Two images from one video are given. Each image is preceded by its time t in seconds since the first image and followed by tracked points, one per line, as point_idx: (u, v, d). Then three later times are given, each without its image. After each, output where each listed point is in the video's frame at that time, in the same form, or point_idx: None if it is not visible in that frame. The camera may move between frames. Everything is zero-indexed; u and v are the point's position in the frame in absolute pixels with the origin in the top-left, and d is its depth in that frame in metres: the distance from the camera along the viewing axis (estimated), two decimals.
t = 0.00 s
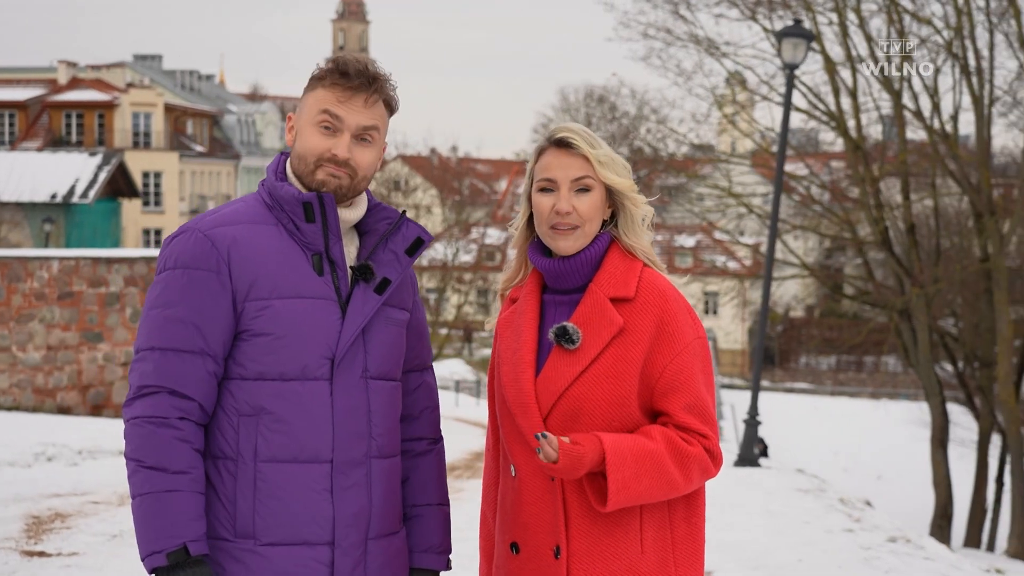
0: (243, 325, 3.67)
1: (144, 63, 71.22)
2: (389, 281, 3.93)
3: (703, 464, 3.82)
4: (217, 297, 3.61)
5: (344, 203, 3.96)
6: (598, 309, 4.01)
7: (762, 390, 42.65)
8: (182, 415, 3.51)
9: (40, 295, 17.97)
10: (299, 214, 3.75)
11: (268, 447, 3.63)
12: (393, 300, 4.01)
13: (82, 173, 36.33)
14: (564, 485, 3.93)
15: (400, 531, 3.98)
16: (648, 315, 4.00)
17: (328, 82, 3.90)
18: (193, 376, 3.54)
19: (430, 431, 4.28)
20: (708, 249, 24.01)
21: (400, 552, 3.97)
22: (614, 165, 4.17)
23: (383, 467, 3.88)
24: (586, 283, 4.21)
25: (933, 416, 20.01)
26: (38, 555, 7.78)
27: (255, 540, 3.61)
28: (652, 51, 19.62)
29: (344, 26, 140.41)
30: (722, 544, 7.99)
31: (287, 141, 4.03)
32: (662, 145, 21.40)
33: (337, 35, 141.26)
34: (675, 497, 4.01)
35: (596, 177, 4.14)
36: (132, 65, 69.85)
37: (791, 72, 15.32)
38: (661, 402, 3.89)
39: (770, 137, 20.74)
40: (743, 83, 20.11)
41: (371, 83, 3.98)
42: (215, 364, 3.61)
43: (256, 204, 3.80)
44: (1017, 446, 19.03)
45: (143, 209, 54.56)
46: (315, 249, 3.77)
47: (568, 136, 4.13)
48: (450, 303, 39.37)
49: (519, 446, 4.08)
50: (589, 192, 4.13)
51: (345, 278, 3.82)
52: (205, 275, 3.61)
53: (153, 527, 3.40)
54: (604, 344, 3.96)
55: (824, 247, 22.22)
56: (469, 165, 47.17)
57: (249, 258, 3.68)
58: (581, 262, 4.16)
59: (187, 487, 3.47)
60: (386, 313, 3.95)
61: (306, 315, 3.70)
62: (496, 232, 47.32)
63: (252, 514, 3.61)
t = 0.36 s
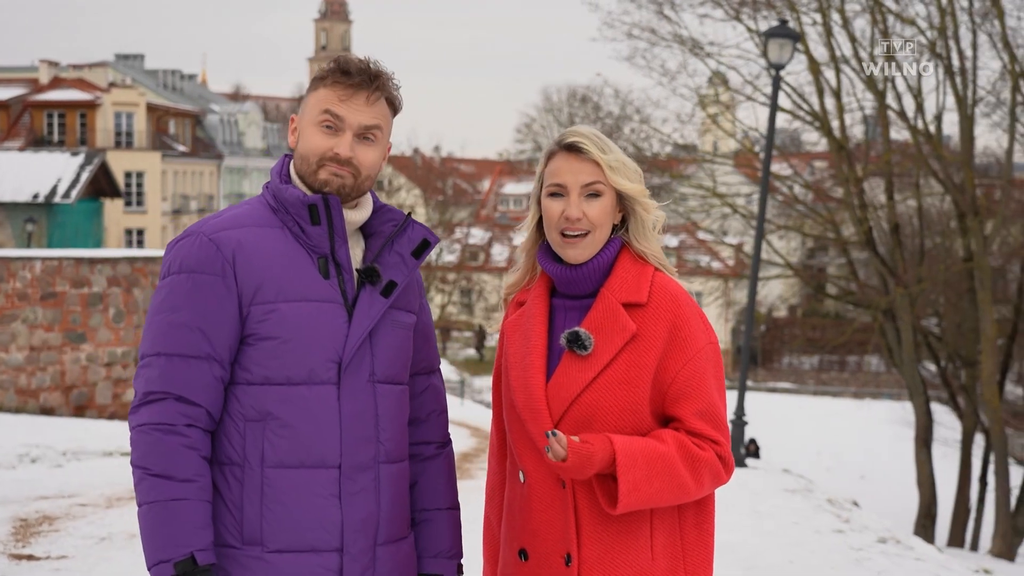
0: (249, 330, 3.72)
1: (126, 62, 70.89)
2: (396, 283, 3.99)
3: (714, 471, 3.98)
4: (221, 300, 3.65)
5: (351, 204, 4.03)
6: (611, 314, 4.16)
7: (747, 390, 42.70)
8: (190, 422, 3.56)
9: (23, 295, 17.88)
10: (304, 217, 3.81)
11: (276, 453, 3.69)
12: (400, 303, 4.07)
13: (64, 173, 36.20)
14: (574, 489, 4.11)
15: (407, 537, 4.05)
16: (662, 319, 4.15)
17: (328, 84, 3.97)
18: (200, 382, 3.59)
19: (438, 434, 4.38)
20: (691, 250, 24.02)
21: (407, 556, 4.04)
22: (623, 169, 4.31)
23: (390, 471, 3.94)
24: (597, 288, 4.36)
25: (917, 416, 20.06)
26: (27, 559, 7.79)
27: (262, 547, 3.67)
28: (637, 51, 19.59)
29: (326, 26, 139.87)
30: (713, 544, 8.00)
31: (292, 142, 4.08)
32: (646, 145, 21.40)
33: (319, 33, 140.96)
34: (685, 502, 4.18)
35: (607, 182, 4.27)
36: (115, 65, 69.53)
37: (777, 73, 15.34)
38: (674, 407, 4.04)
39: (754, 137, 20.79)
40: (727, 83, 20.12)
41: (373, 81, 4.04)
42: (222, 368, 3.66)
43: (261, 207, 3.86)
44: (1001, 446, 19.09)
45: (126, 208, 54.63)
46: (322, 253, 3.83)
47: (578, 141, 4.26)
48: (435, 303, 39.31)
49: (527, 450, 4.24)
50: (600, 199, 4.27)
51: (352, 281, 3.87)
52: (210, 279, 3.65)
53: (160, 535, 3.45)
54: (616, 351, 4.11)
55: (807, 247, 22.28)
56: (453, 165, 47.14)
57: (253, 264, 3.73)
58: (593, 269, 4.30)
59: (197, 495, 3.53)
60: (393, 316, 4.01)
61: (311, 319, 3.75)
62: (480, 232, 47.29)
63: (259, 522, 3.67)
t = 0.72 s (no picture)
0: (262, 336, 3.83)
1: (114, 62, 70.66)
2: (410, 287, 4.10)
3: (737, 479, 4.04)
4: (235, 306, 3.77)
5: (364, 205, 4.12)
6: (638, 317, 4.22)
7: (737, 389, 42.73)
8: (202, 429, 3.68)
9: (12, 296, 18.50)
10: (318, 221, 3.92)
11: (291, 460, 3.81)
12: (414, 306, 4.17)
13: (52, 173, 36.00)
14: (597, 496, 4.18)
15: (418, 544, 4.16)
16: (691, 323, 4.22)
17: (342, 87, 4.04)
18: (213, 388, 3.71)
19: (446, 439, 4.44)
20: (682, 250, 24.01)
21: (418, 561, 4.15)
22: (655, 170, 4.37)
23: (403, 479, 4.05)
24: (624, 289, 4.42)
25: (908, 415, 20.08)
26: (23, 562, 7.76)
27: (276, 555, 3.79)
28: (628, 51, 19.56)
29: (314, 24, 139.53)
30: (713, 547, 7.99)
31: (303, 145, 4.17)
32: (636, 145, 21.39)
33: (306, 31, 140.78)
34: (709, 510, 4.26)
35: (638, 182, 4.33)
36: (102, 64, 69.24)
37: (769, 73, 15.32)
38: (701, 411, 4.12)
39: (743, 137, 20.78)
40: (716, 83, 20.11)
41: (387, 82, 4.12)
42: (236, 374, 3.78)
43: (274, 210, 3.96)
44: (991, 446, 19.10)
45: (114, 208, 55.24)
46: (336, 257, 3.94)
47: (610, 140, 4.32)
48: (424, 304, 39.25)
49: (548, 453, 4.33)
50: (629, 199, 4.32)
51: (366, 285, 3.99)
52: (224, 283, 3.77)
53: (173, 542, 3.58)
54: (643, 355, 4.18)
55: (797, 247, 22.31)
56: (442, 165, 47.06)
57: (267, 270, 3.84)
58: (621, 270, 4.35)
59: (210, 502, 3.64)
60: (406, 320, 4.11)
61: (326, 326, 3.87)
62: (469, 231, 47.23)
63: (272, 531, 3.78)
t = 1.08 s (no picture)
0: (274, 341, 3.83)
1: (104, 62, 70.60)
2: (421, 290, 4.07)
3: (762, 486, 3.97)
4: (247, 311, 3.77)
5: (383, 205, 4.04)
6: (678, 318, 4.20)
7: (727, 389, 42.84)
8: (215, 436, 3.68)
9: (4, 296, 19.00)
10: (330, 224, 3.91)
11: (304, 466, 3.79)
12: (425, 310, 4.15)
13: (43, 173, 35.84)
14: (627, 503, 4.17)
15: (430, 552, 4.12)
16: (732, 325, 4.18)
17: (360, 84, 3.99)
18: (225, 395, 3.70)
19: (458, 444, 4.43)
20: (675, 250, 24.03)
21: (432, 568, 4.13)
22: (681, 163, 4.26)
23: (418, 486, 4.02)
24: (670, 289, 4.40)
25: (900, 415, 20.08)
26: (21, 565, 7.74)
27: (292, 563, 3.77)
28: (621, 51, 19.55)
29: (305, 23, 139.54)
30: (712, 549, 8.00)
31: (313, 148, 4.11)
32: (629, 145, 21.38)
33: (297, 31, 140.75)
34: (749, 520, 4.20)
35: (653, 173, 4.25)
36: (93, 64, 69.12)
37: (764, 73, 15.31)
38: (735, 415, 4.09)
39: (735, 137, 20.78)
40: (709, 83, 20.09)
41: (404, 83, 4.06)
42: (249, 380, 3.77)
43: (284, 213, 3.96)
44: (984, 446, 19.09)
45: (105, 208, 55.22)
46: (347, 260, 3.93)
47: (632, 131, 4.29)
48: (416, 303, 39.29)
49: (587, 458, 4.34)
50: (642, 188, 4.26)
51: (378, 288, 3.98)
52: (235, 287, 3.77)
53: (187, 552, 3.59)
54: (677, 357, 4.17)
55: (789, 247, 22.32)
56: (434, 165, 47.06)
57: (279, 275, 3.84)
58: (661, 267, 4.34)
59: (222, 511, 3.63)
60: (418, 324, 4.09)
61: (339, 330, 3.85)
62: (461, 231, 47.28)
63: (287, 539, 3.77)
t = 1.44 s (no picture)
0: (281, 347, 3.84)
1: (97, 63, 70.50)
2: (425, 293, 4.08)
3: (768, 498, 3.87)
4: (254, 315, 3.78)
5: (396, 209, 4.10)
6: (704, 322, 4.20)
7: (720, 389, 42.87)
8: (224, 443, 3.67)
9: None
10: (335, 227, 3.94)
11: (313, 471, 3.80)
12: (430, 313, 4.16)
13: (36, 173, 35.79)
14: (643, 508, 4.20)
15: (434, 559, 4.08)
16: (751, 332, 4.13)
17: (377, 89, 4.00)
18: (232, 401, 3.70)
19: (463, 447, 4.42)
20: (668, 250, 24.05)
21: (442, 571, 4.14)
22: (706, 166, 4.23)
23: (425, 491, 4.02)
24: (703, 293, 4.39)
25: (895, 415, 20.06)
26: (18, 568, 7.71)
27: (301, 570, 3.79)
28: (614, 51, 19.53)
29: (298, 23, 139.49)
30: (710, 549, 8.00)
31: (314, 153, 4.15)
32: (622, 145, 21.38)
33: (291, 31, 140.71)
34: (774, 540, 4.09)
35: (678, 176, 4.26)
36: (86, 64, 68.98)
37: (759, 73, 15.28)
38: (750, 426, 4.04)
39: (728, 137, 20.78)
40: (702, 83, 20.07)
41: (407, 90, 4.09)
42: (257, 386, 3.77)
43: (287, 216, 3.99)
44: (979, 446, 19.09)
45: (97, 208, 55.11)
46: (353, 264, 3.96)
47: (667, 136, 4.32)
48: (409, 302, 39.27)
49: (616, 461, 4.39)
50: (668, 191, 4.28)
51: (383, 291, 4.00)
52: (241, 292, 3.78)
53: (195, 559, 3.59)
54: (696, 364, 4.17)
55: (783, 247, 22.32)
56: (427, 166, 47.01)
57: (284, 278, 3.85)
58: (694, 270, 4.32)
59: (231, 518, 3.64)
60: (424, 326, 4.09)
61: (344, 335, 3.87)
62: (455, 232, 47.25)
63: (297, 545, 3.78)
